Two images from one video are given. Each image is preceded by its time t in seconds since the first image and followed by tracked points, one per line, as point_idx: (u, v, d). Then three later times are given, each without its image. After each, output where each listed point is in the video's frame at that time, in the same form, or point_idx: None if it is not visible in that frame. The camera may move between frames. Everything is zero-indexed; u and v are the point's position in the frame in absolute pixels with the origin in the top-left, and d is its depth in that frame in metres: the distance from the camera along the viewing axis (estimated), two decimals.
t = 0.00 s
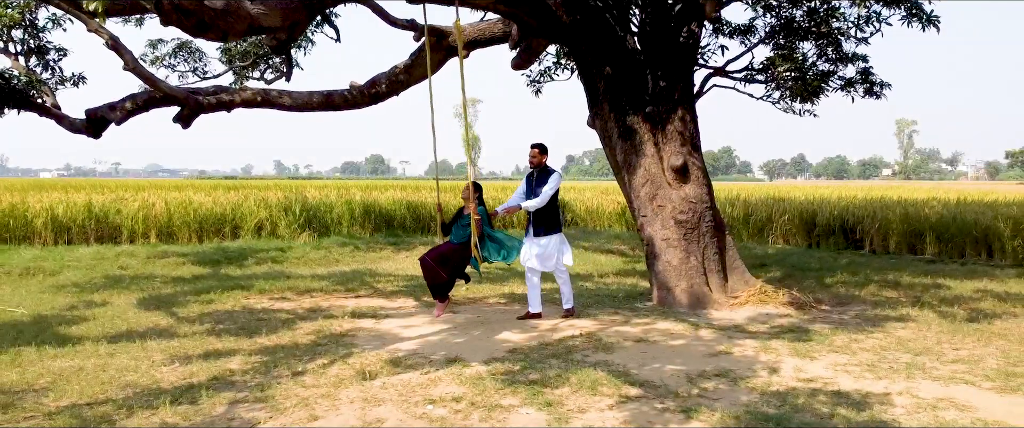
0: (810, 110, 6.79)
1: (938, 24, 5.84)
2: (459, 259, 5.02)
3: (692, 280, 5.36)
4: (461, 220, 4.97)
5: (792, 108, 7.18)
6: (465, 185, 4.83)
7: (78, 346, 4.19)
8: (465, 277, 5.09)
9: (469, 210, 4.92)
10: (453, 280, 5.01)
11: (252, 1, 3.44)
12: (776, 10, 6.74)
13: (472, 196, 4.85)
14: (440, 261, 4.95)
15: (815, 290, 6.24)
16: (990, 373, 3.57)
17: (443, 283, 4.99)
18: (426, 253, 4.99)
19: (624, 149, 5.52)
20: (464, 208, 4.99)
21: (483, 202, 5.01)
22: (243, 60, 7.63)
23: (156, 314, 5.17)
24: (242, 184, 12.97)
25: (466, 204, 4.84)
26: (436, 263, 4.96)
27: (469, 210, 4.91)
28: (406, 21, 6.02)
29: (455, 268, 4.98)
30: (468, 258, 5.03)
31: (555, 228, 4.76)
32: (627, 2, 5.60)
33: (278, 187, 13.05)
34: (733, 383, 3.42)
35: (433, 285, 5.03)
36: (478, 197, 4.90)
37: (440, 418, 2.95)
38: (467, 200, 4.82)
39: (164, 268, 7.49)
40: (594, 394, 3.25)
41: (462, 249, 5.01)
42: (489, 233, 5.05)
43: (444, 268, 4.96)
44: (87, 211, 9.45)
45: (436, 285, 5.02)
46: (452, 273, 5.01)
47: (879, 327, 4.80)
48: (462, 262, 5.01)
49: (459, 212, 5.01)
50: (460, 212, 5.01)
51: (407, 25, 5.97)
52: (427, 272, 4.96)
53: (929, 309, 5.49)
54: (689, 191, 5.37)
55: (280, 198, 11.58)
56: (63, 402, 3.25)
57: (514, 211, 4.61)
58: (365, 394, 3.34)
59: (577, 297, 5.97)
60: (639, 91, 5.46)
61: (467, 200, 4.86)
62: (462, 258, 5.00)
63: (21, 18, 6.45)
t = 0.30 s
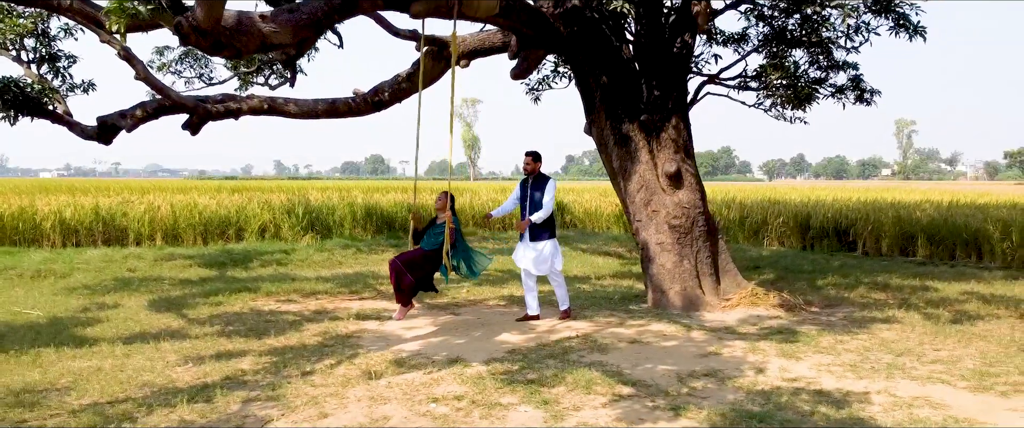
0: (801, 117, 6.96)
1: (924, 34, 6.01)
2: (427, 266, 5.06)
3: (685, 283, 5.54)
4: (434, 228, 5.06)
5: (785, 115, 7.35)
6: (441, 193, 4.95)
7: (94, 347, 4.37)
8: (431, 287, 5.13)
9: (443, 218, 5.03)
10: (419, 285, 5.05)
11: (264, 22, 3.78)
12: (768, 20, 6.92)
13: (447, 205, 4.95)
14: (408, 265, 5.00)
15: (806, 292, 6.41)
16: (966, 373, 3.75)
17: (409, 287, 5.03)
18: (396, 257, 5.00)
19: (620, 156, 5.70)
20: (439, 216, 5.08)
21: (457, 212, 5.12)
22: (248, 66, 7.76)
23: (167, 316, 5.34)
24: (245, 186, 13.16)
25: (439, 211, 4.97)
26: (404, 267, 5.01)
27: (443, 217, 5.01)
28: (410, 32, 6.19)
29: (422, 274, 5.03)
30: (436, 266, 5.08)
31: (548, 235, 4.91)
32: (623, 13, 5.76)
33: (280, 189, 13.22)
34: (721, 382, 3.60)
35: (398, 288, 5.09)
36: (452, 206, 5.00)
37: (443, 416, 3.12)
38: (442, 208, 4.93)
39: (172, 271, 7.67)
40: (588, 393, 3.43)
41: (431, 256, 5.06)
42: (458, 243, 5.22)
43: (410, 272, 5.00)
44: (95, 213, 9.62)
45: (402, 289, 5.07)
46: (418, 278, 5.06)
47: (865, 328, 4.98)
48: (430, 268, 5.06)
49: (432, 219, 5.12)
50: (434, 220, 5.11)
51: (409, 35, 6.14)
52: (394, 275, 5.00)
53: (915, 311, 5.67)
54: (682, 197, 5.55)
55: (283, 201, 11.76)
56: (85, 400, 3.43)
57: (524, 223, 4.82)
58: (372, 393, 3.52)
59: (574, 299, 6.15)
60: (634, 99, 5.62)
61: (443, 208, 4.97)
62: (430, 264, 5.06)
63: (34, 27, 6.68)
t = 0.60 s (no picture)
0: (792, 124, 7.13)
1: (911, 45, 6.19)
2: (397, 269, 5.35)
3: (678, 287, 5.72)
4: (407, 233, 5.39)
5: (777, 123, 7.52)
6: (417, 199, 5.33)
7: (111, 350, 4.56)
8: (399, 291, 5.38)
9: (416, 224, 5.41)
10: (389, 288, 5.31)
11: (274, 41, 3.95)
12: (761, 30, 7.09)
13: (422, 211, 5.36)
14: (380, 266, 5.28)
15: (796, 296, 6.60)
16: (943, 375, 3.94)
17: (379, 288, 5.29)
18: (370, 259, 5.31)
19: (616, 164, 5.88)
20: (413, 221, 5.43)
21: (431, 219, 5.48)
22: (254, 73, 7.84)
23: (177, 319, 5.53)
24: (248, 190, 13.35)
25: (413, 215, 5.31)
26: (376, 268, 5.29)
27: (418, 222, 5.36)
28: (411, 42, 6.35)
29: (393, 276, 5.30)
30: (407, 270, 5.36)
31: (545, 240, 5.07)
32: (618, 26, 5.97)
33: (282, 192, 13.39)
34: (709, 383, 3.79)
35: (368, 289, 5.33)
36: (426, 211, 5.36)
37: (445, 415, 3.31)
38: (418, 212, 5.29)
39: (179, 274, 7.86)
40: (583, 394, 3.61)
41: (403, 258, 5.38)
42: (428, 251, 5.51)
43: (382, 273, 5.28)
44: (102, 217, 9.80)
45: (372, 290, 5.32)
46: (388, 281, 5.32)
47: (851, 331, 5.16)
48: (401, 271, 5.33)
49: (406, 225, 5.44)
50: (407, 225, 5.44)
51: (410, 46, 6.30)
52: (367, 275, 5.28)
53: (901, 314, 5.85)
54: (675, 204, 5.73)
55: (286, 204, 11.94)
56: (106, 400, 3.61)
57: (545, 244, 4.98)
58: (377, 393, 3.70)
59: (571, 302, 6.33)
60: (630, 109, 5.82)
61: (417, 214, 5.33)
62: (402, 266, 5.34)
63: (45, 38, 6.84)
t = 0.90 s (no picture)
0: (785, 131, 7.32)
1: (898, 57, 6.38)
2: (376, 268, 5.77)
3: (672, 291, 5.91)
4: (385, 235, 5.85)
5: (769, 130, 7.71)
6: (397, 203, 5.82)
7: (126, 353, 4.75)
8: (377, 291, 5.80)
9: (396, 226, 5.84)
10: (369, 286, 5.75)
11: (285, 59, 4.13)
12: (754, 40, 7.28)
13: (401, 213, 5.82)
14: (361, 265, 5.74)
15: (787, 299, 6.79)
16: (922, 377, 4.13)
17: (358, 286, 5.72)
18: (351, 257, 5.76)
19: (612, 171, 6.07)
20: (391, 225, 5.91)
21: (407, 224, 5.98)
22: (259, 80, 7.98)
23: (187, 322, 5.72)
24: (252, 193, 13.54)
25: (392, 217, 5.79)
26: (356, 267, 5.73)
27: (397, 225, 5.84)
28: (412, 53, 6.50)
29: (373, 275, 5.75)
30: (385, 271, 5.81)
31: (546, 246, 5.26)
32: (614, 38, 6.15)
33: (285, 195, 13.58)
34: (699, 385, 3.98)
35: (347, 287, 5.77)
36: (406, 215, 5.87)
37: (448, 416, 3.50)
38: (397, 214, 5.77)
39: (187, 277, 8.06)
40: (579, 395, 3.81)
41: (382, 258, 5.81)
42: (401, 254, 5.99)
43: (363, 272, 5.72)
44: (109, 221, 9.98)
45: (351, 288, 5.76)
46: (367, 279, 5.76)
47: (838, 335, 5.35)
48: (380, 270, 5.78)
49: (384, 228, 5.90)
50: (385, 229, 5.91)
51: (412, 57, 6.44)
52: (347, 272, 5.73)
53: (887, 318, 6.04)
54: (670, 211, 5.91)
55: (289, 207, 12.13)
56: (125, 401, 3.80)
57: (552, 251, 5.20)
58: (383, 395, 3.90)
59: (568, 306, 6.52)
60: (625, 119, 6.00)
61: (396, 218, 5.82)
62: (380, 266, 5.79)
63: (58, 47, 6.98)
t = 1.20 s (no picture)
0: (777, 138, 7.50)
1: (887, 66, 6.56)
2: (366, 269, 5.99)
3: (667, 296, 6.09)
4: (374, 236, 6.03)
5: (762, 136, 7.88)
6: (385, 206, 5.96)
7: (139, 356, 4.93)
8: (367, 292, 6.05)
9: (384, 228, 6.01)
10: (360, 286, 5.99)
11: (293, 75, 4.31)
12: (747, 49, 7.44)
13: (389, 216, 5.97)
14: (351, 266, 5.97)
15: (779, 302, 6.97)
16: (904, 379, 4.30)
17: (349, 287, 5.99)
18: (341, 258, 6.00)
19: (608, 179, 6.24)
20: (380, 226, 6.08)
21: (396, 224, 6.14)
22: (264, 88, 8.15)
23: (197, 325, 5.90)
24: (254, 196, 13.71)
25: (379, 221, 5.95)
26: (347, 268, 5.97)
27: (385, 227, 6.00)
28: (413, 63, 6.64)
29: (363, 276, 5.98)
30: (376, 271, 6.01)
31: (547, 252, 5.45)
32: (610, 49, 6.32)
33: (288, 198, 13.75)
34: (690, 387, 4.16)
35: (340, 286, 6.03)
36: (393, 217, 6.00)
37: (450, 417, 3.68)
38: (385, 217, 5.94)
39: (193, 281, 8.24)
40: (575, 397, 3.99)
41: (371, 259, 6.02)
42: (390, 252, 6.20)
43: (353, 273, 5.96)
44: (116, 225, 10.15)
45: (343, 288, 6.02)
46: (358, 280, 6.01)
47: (827, 338, 5.53)
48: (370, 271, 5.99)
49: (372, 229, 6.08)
50: (375, 229, 6.09)
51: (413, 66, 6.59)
52: (338, 273, 5.99)
53: (876, 321, 6.22)
54: (664, 217, 6.09)
55: (292, 211, 12.30)
56: (141, 402, 3.97)
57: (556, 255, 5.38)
58: (388, 396, 4.08)
59: (566, 309, 6.70)
60: (621, 127, 6.18)
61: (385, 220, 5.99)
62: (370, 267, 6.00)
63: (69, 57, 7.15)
